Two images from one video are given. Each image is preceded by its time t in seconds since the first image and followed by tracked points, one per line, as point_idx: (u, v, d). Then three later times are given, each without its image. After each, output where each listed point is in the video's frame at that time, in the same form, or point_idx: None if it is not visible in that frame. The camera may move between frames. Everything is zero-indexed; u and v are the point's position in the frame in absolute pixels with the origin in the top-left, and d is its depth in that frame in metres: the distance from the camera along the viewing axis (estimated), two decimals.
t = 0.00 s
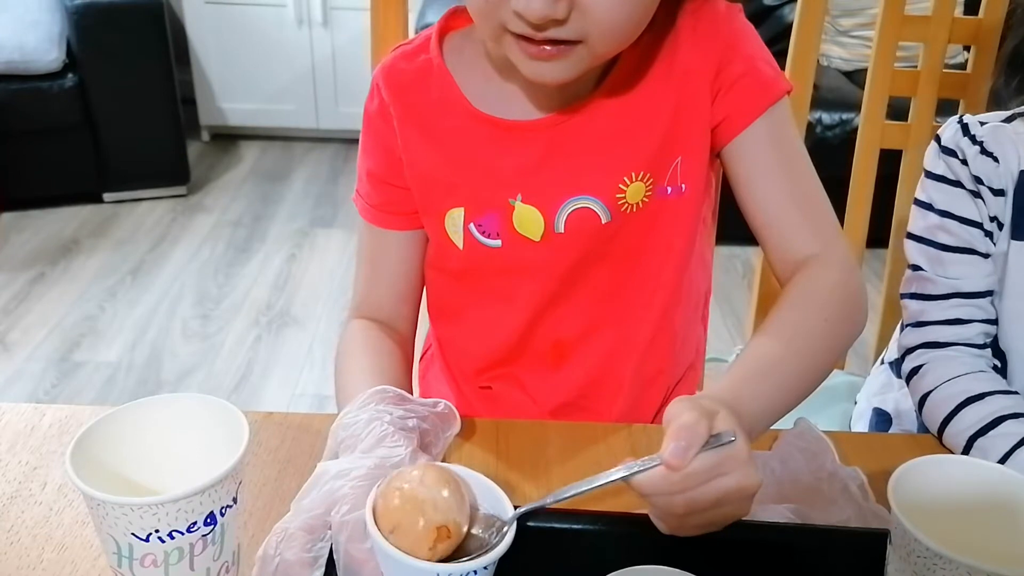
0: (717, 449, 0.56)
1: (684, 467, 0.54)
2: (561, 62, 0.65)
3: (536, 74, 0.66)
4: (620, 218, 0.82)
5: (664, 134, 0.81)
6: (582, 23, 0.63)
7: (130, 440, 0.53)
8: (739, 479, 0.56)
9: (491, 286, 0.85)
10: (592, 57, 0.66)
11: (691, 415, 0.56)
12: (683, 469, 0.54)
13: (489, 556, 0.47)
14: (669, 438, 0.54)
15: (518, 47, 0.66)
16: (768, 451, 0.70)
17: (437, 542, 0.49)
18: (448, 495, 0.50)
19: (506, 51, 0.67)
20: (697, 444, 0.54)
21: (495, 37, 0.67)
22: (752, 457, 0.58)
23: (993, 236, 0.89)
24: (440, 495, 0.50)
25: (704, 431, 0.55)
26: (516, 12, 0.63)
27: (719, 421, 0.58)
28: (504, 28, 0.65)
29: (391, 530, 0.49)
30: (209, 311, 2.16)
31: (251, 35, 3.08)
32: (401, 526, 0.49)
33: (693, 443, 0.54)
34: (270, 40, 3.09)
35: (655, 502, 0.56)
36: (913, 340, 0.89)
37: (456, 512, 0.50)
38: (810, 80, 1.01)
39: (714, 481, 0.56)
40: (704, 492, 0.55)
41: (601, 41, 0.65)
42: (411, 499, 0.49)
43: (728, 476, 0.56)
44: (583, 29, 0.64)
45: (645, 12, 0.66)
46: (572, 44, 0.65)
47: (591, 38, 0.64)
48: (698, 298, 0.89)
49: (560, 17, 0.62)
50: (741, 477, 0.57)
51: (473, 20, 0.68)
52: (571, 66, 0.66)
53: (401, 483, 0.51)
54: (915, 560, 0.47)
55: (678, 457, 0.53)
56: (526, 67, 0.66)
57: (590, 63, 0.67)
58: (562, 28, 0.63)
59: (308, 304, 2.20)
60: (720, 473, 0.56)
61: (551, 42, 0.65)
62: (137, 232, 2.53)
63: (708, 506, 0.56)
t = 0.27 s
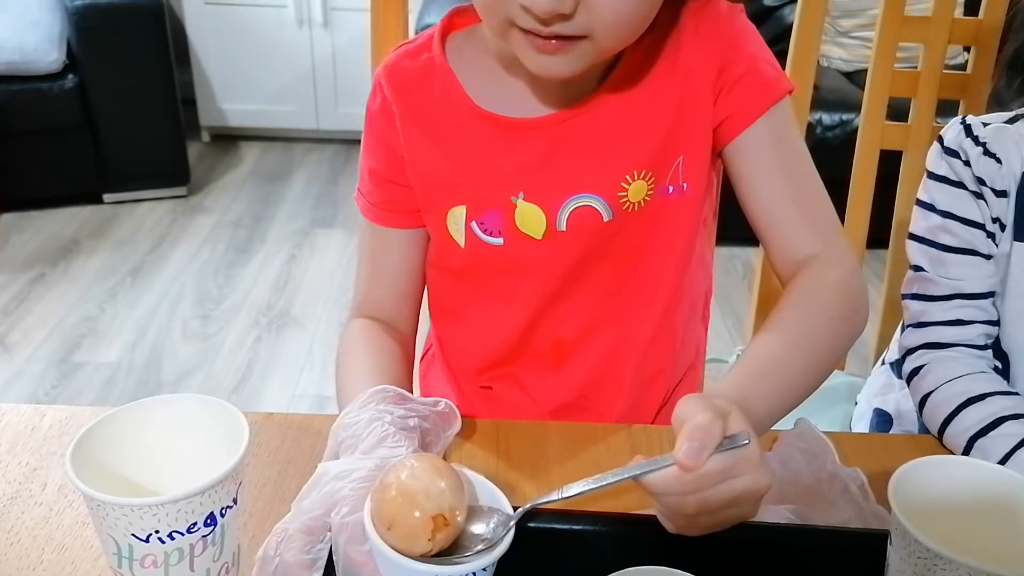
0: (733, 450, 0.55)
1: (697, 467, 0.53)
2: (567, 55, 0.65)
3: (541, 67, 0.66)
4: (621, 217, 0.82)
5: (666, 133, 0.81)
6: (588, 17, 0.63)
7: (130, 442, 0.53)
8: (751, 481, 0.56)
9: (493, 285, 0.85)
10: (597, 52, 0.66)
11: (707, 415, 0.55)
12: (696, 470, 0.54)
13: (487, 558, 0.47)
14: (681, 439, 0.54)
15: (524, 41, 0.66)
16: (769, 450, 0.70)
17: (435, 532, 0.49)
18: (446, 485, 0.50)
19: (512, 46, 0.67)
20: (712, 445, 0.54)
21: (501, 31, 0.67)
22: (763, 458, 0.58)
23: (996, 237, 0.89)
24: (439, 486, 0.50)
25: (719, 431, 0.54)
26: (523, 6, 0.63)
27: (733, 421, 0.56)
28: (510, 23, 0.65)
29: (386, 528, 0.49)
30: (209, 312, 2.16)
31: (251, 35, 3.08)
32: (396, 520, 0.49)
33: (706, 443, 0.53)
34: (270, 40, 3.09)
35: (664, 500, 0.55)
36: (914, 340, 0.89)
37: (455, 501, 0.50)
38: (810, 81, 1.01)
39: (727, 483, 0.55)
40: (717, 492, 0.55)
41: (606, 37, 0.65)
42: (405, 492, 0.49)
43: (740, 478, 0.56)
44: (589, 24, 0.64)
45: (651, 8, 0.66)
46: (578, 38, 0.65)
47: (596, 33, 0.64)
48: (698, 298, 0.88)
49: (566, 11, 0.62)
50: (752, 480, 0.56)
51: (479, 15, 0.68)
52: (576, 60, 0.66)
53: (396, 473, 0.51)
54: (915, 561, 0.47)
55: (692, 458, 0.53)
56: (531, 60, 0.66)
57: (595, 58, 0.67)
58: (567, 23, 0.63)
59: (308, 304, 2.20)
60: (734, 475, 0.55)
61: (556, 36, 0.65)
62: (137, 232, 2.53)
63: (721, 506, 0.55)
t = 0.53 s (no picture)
0: (700, 454, 0.54)
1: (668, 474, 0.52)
2: (571, 53, 0.65)
3: (546, 65, 0.66)
4: (621, 217, 0.82)
5: (666, 134, 0.81)
6: (593, 17, 0.63)
7: (130, 443, 0.53)
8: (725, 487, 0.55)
9: (493, 285, 0.85)
10: (601, 51, 0.66)
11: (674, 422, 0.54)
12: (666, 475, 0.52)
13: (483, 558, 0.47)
14: (651, 445, 0.52)
15: (528, 39, 0.66)
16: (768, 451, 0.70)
17: (430, 557, 0.49)
18: (444, 510, 0.50)
19: (516, 45, 0.67)
20: (681, 450, 0.52)
21: (505, 30, 0.67)
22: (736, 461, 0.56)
23: (998, 238, 0.89)
24: (443, 512, 0.50)
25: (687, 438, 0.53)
26: (528, 5, 0.63)
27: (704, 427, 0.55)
28: (515, 21, 0.65)
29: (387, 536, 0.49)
30: (209, 313, 2.16)
31: (251, 36, 3.08)
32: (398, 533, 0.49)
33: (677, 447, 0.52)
34: (270, 41, 3.09)
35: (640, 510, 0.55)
36: (915, 341, 0.89)
37: (454, 528, 0.50)
38: (810, 82, 1.01)
39: (698, 489, 0.54)
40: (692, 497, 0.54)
41: (611, 36, 0.65)
42: (412, 508, 0.50)
43: (712, 484, 0.55)
44: (594, 24, 0.64)
45: (656, 8, 0.66)
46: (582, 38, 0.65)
47: (601, 32, 0.64)
48: (698, 299, 0.88)
49: (571, 11, 0.62)
50: (726, 485, 0.55)
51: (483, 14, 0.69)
52: (581, 58, 0.66)
53: (395, 495, 0.51)
54: (917, 563, 0.47)
55: (662, 466, 0.51)
56: (536, 57, 0.66)
57: (600, 57, 0.67)
58: (572, 23, 0.63)
59: (308, 305, 2.20)
60: (706, 480, 0.55)
61: (561, 34, 0.64)
62: (138, 233, 2.53)
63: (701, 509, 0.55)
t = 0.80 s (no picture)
0: (712, 465, 0.55)
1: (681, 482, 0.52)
2: (572, 54, 0.65)
3: (547, 65, 0.66)
4: (621, 219, 0.82)
5: (666, 136, 0.81)
6: (594, 18, 0.63)
7: (130, 445, 0.53)
8: (736, 498, 0.55)
9: (493, 286, 0.85)
10: (602, 52, 0.66)
11: (689, 431, 0.55)
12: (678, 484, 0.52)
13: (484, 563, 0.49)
14: (664, 453, 0.53)
15: (529, 40, 0.66)
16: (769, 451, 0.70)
17: (429, 547, 0.50)
18: (440, 501, 0.50)
19: (517, 46, 0.67)
20: (693, 459, 0.53)
21: (506, 30, 0.67)
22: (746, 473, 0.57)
23: (998, 240, 0.89)
24: (439, 503, 0.50)
25: (700, 445, 0.54)
26: (529, 6, 0.63)
27: (717, 438, 0.56)
28: (516, 21, 0.66)
29: (381, 528, 0.49)
30: (209, 313, 2.16)
31: (251, 37, 3.08)
32: (393, 524, 0.49)
33: (691, 455, 0.53)
34: (270, 41, 3.09)
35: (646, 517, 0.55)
36: (915, 342, 0.89)
37: (449, 518, 0.50)
38: (810, 82, 1.01)
39: (708, 499, 0.55)
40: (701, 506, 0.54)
41: (613, 37, 0.65)
42: (407, 498, 0.50)
43: (722, 494, 0.55)
44: (595, 25, 0.64)
45: (657, 8, 0.66)
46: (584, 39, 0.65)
47: (602, 33, 0.64)
48: (698, 301, 0.89)
49: (573, 12, 0.62)
50: (735, 496, 0.55)
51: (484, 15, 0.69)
52: (581, 59, 0.66)
53: (390, 487, 0.51)
54: (918, 564, 0.47)
55: (675, 472, 0.52)
56: (536, 58, 0.66)
57: (601, 58, 0.67)
58: (574, 24, 0.63)
59: (308, 305, 2.20)
60: (716, 491, 0.55)
61: (562, 35, 0.64)
62: (138, 233, 2.53)
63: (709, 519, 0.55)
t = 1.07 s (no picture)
0: (716, 473, 0.56)
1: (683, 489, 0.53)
2: (574, 54, 0.65)
3: (549, 66, 0.66)
4: (622, 220, 0.82)
5: (667, 138, 0.81)
6: (597, 19, 0.63)
7: (130, 446, 0.53)
8: (736, 506, 0.56)
9: (493, 287, 0.85)
10: (604, 53, 0.66)
11: (691, 439, 0.55)
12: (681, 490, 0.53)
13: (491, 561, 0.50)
14: (668, 460, 0.53)
15: (531, 41, 0.66)
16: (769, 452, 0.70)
17: (431, 545, 0.50)
18: (445, 496, 0.52)
19: (519, 47, 0.67)
20: (695, 465, 0.54)
21: (509, 31, 0.67)
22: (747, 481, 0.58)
23: (999, 241, 0.89)
24: (444, 499, 0.52)
25: (704, 453, 0.55)
26: (532, 6, 0.63)
27: (719, 446, 0.57)
28: (518, 22, 0.66)
29: (386, 522, 0.50)
30: (210, 314, 2.16)
31: (252, 37, 3.08)
32: (397, 518, 0.50)
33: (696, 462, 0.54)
34: (270, 42, 3.10)
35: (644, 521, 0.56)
36: (915, 343, 0.89)
37: (453, 516, 0.51)
38: (810, 84, 1.01)
39: (709, 506, 0.55)
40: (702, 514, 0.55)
41: (615, 38, 0.65)
42: (412, 494, 0.51)
43: (723, 502, 0.56)
44: (597, 26, 0.64)
45: (660, 10, 0.66)
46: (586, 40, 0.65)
47: (605, 34, 0.64)
48: (699, 302, 0.88)
49: (575, 13, 0.62)
50: (736, 504, 0.56)
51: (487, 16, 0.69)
52: (584, 60, 0.66)
53: (394, 483, 0.52)
54: (919, 565, 0.47)
55: (678, 480, 0.52)
56: (538, 58, 0.66)
57: (602, 59, 0.67)
58: (576, 25, 0.64)
59: (308, 306, 2.20)
60: (717, 499, 0.56)
61: (564, 36, 0.65)
62: (138, 234, 2.53)
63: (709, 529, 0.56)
